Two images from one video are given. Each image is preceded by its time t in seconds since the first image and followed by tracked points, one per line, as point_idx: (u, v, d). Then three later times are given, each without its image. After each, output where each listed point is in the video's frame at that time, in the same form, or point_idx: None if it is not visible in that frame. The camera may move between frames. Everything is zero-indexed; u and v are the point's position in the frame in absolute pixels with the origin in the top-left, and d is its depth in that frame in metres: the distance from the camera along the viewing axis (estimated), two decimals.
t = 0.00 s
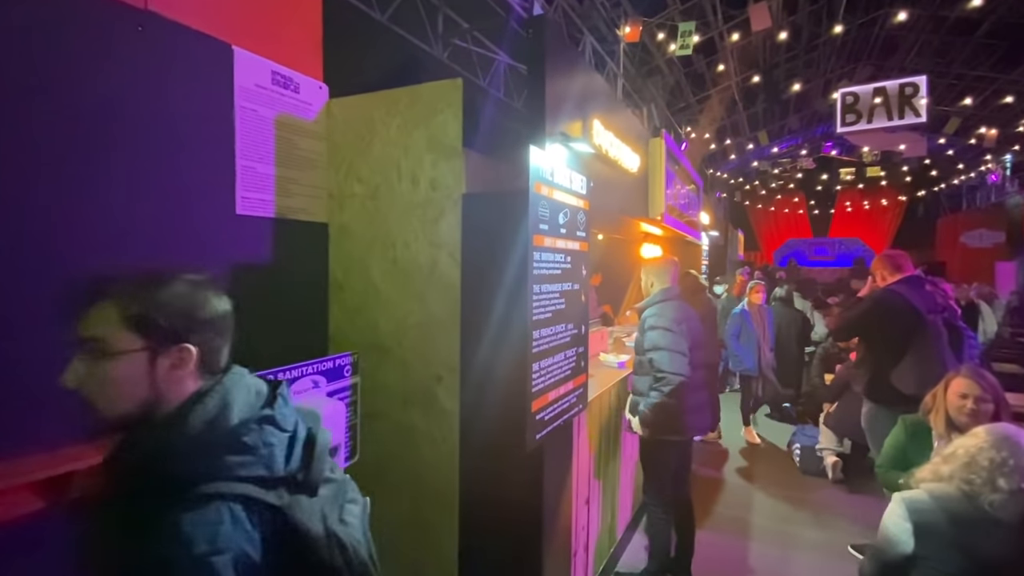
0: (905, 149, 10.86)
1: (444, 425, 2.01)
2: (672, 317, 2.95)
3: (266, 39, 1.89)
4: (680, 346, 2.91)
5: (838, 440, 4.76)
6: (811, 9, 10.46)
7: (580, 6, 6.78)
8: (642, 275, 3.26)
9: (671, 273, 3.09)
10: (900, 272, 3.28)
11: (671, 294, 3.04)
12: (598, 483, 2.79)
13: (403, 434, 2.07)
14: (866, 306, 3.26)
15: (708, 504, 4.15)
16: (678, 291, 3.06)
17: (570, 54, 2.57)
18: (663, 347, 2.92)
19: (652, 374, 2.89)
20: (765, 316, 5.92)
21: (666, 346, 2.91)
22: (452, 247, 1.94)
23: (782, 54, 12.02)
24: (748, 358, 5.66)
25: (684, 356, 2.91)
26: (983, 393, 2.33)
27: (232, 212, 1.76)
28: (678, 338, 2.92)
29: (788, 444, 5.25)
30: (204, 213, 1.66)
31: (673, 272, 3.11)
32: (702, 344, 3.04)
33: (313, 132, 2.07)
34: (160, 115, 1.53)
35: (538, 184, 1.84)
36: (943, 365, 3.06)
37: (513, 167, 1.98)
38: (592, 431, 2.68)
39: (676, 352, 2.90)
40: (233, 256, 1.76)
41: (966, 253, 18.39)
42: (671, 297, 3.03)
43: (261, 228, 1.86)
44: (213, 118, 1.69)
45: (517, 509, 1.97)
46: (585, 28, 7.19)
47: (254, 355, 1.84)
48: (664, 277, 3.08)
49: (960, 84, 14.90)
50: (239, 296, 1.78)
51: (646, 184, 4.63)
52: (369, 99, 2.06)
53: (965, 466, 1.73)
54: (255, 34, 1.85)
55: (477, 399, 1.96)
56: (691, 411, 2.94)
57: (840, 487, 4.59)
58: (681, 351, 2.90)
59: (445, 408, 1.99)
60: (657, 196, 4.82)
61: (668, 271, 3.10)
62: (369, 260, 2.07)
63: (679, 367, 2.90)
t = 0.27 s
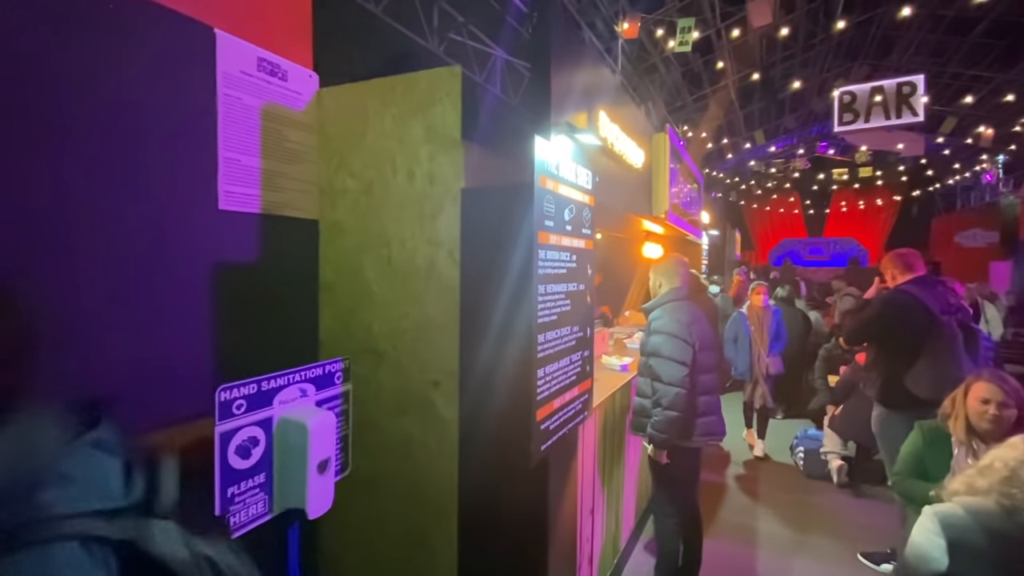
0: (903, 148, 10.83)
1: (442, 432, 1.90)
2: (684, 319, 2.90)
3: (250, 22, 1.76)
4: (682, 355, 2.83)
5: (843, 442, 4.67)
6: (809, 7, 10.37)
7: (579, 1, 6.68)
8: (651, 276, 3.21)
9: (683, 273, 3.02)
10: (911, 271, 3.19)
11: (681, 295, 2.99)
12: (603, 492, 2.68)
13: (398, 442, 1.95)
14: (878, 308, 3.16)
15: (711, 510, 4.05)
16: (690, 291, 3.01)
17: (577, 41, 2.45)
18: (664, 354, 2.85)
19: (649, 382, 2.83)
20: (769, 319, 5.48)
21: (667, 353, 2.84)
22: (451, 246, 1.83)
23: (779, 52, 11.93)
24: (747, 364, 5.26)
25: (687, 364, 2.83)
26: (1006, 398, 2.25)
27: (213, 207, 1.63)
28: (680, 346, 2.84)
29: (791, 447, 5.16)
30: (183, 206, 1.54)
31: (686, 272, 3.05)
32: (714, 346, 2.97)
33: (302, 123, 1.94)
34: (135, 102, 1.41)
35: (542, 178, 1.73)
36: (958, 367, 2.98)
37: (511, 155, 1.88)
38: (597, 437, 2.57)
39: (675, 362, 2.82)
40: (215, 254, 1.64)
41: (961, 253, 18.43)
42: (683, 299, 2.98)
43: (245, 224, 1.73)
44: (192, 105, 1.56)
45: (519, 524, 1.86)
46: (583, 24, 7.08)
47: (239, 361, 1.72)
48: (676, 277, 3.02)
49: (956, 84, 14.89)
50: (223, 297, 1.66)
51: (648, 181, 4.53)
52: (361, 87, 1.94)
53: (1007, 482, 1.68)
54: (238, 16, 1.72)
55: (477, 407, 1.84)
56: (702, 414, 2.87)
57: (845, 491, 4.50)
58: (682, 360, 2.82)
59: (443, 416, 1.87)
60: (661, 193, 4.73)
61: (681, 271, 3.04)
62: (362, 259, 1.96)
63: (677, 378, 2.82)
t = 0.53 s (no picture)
0: (893, 148, 10.86)
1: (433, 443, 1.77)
2: (689, 314, 2.83)
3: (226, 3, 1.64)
4: (686, 350, 2.75)
5: (840, 445, 4.61)
6: (799, 7, 10.34)
7: None
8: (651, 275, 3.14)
9: (687, 272, 2.96)
10: (915, 271, 3.14)
11: (685, 293, 2.91)
12: (602, 500, 2.58)
13: (387, 454, 1.82)
14: (883, 310, 3.08)
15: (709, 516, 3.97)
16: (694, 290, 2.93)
17: (576, 30, 2.34)
18: (670, 350, 2.77)
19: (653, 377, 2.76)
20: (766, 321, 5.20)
21: (671, 348, 2.76)
22: (443, 244, 1.71)
23: (770, 52, 11.92)
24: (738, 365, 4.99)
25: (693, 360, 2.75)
26: (1020, 402, 2.17)
27: (185, 201, 1.50)
28: (684, 341, 2.76)
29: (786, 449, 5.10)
30: (149, 200, 1.41)
31: (687, 268, 2.98)
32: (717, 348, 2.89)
33: (284, 114, 1.82)
34: (93, 86, 1.28)
35: (543, 172, 1.62)
36: (964, 370, 2.93)
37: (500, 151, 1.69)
38: (597, 442, 2.46)
39: (678, 355, 2.75)
40: (186, 253, 1.51)
41: (947, 253, 18.61)
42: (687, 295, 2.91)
43: (220, 220, 1.60)
44: (160, 91, 1.43)
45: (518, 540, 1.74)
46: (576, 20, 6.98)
47: (213, 368, 1.59)
48: (678, 275, 2.95)
49: (943, 85, 15.00)
50: (195, 300, 1.54)
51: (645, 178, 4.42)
52: (347, 75, 1.82)
53: None
54: None
55: (472, 416, 1.73)
56: (706, 416, 2.79)
57: (843, 494, 4.44)
58: (689, 355, 2.74)
59: (434, 426, 1.75)
60: (659, 191, 4.65)
61: (683, 271, 2.97)
62: (348, 259, 1.83)
63: (684, 373, 2.74)
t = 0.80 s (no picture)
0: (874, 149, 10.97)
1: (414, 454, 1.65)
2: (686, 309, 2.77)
3: None
4: (685, 347, 2.68)
5: (829, 446, 4.58)
6: (782, 8, 10.34)
7: None
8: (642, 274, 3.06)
9: (680, 270, 2.88)
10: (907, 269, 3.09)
11: (680, 290, 2.84)
12: (593, 508, 2.48)
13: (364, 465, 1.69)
14: (876, 309, 3.02)
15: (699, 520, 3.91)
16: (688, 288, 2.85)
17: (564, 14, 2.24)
18: (668, 346, 2.68)
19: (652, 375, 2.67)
20: (755, 325, 4.98)
21: (670, 344, 2.68)
22: (424, 239, 1.59)
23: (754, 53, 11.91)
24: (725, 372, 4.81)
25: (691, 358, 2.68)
26: (1019, 404, 2.12)
27: (140, 193, 1.37)
28: (682, 337, 2.69)
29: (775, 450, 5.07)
30: (98, 190, 1.27)
31: (680, 265, 2.90)
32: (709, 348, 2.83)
33: (252, 100, 1.69)
34: (31, 61, 1.14)
35: (531, 162, 1.51)
36: (959, 370, 2.88)
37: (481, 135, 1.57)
38: (587, 447, 2.35)
39: (676, 351, 2.66)
40: (141, 249, 1.38)
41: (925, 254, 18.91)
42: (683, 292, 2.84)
43: (179, 213, 1.47)
44: (111, 70, 1.29)
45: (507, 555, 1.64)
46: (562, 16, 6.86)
47: (172, 374, 1.46)
48: (672, 273, 2.88)
49: (922, 88, 15.20)
50: (153, 299, 1.41)
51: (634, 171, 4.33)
52: (322, 60, 1.70)
53: None
54: None
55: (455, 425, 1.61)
56: (698, 416, 2.74)
57: (832, 495, 4.41)
58: (688, 352, 2.68)
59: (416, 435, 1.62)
60: (649, 189, 4.59)
61: (676, 269, 2.89)
62: (322, 256, 1.71)
63: (683, 370, 2.66)
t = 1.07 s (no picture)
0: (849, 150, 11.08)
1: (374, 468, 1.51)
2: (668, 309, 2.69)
3: None
4: (668, 346, 2.59)
5: (809, 446, 4.54)
6: (760, 9, 10.34)
7: None
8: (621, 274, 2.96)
9: (660, 268, 2.79)
10: (888, 267, 3.04)
11: (660, 289, 2.74)
12: (569, 517, 2.36)
13: (319, 481, 1.54)
14: (858, 307, 2.96)
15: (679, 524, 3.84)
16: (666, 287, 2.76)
17: None
18: (653, 348, 2.59)
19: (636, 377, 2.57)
20: (732, 329, 4.73)
21: (652, 346, 2.59)
22: (382, 233, 1.45)
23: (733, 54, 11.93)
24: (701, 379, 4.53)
25: (675, 360, 2.59)
26: (1006, 405, 2.04)
27: (57, 179, 1.20)
28: (664, 337, 2.61)
29: (754, 450, 5.01)
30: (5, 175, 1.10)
31: (659, 263, 2.81)
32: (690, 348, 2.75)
33: (192, 81, 1.54)
34: None
35: (499, 148, 1.38)
36: (943, 369, 2.82)
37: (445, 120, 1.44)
38: (562, 455, 2.24)
39: (658, 353, 2.58)
40: (58, 242, 1.21)
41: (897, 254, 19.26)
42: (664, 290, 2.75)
43: (105, 203, 1.31)
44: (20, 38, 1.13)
45: None
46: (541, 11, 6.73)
47: (96, 385, 1.30)
48: (652, 271, 2.79)
49: (895, 91, 15.42)
50: (73, 299, 1.24)
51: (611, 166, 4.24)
52: (273, 39, 1.55)
53: None
54: None
55: (417, 436, 1.48)
56: (678, 418, 2.66)
57: (811, 496, 4.36)
58: (672, 354, 2.59)
59: (374, 448, 1.48)
60: (628, 184, 4.50)
61: (655, 267, 2.80)
62: (271, 251, 1.56)
63: (668, 373, 2.56)
